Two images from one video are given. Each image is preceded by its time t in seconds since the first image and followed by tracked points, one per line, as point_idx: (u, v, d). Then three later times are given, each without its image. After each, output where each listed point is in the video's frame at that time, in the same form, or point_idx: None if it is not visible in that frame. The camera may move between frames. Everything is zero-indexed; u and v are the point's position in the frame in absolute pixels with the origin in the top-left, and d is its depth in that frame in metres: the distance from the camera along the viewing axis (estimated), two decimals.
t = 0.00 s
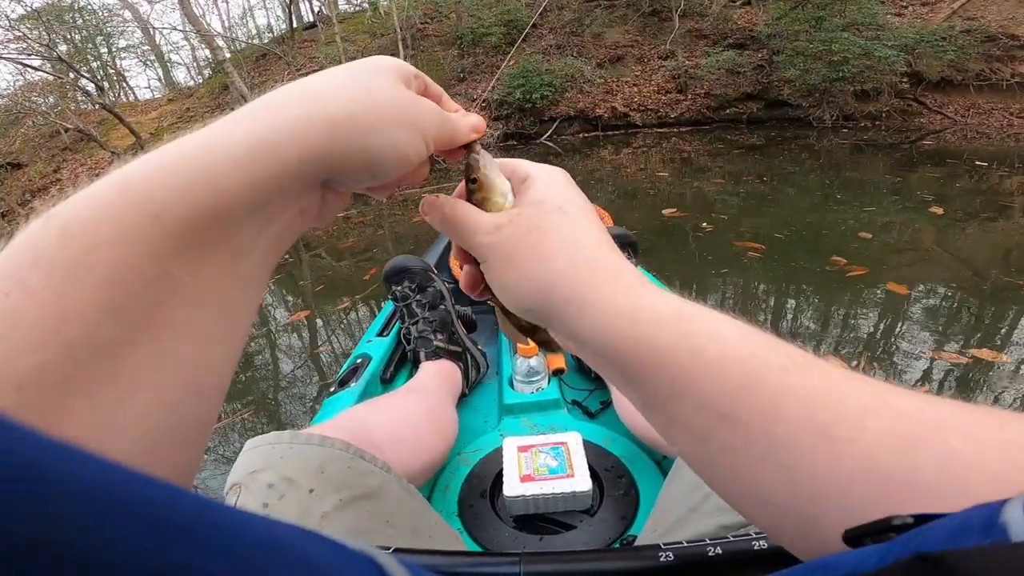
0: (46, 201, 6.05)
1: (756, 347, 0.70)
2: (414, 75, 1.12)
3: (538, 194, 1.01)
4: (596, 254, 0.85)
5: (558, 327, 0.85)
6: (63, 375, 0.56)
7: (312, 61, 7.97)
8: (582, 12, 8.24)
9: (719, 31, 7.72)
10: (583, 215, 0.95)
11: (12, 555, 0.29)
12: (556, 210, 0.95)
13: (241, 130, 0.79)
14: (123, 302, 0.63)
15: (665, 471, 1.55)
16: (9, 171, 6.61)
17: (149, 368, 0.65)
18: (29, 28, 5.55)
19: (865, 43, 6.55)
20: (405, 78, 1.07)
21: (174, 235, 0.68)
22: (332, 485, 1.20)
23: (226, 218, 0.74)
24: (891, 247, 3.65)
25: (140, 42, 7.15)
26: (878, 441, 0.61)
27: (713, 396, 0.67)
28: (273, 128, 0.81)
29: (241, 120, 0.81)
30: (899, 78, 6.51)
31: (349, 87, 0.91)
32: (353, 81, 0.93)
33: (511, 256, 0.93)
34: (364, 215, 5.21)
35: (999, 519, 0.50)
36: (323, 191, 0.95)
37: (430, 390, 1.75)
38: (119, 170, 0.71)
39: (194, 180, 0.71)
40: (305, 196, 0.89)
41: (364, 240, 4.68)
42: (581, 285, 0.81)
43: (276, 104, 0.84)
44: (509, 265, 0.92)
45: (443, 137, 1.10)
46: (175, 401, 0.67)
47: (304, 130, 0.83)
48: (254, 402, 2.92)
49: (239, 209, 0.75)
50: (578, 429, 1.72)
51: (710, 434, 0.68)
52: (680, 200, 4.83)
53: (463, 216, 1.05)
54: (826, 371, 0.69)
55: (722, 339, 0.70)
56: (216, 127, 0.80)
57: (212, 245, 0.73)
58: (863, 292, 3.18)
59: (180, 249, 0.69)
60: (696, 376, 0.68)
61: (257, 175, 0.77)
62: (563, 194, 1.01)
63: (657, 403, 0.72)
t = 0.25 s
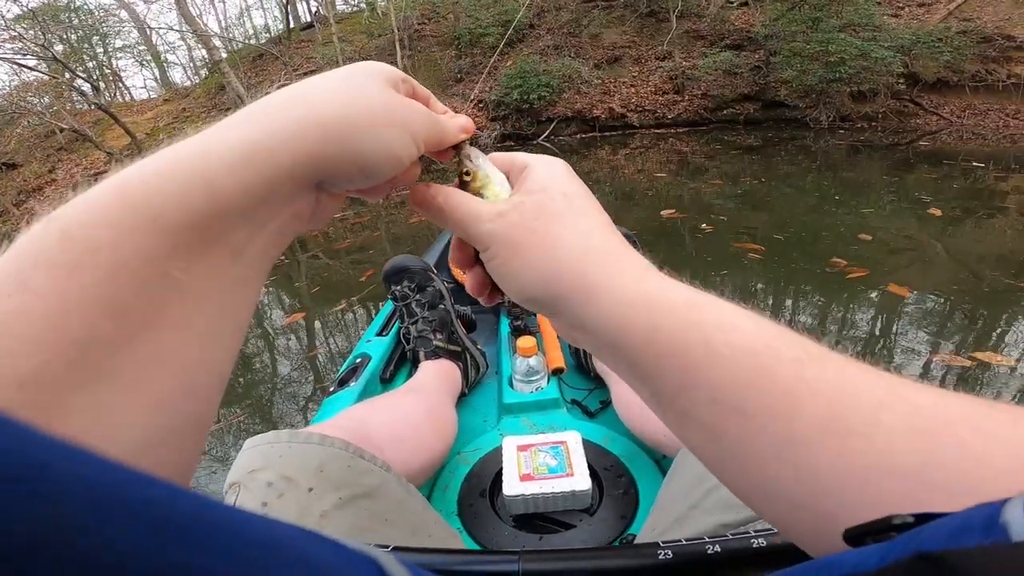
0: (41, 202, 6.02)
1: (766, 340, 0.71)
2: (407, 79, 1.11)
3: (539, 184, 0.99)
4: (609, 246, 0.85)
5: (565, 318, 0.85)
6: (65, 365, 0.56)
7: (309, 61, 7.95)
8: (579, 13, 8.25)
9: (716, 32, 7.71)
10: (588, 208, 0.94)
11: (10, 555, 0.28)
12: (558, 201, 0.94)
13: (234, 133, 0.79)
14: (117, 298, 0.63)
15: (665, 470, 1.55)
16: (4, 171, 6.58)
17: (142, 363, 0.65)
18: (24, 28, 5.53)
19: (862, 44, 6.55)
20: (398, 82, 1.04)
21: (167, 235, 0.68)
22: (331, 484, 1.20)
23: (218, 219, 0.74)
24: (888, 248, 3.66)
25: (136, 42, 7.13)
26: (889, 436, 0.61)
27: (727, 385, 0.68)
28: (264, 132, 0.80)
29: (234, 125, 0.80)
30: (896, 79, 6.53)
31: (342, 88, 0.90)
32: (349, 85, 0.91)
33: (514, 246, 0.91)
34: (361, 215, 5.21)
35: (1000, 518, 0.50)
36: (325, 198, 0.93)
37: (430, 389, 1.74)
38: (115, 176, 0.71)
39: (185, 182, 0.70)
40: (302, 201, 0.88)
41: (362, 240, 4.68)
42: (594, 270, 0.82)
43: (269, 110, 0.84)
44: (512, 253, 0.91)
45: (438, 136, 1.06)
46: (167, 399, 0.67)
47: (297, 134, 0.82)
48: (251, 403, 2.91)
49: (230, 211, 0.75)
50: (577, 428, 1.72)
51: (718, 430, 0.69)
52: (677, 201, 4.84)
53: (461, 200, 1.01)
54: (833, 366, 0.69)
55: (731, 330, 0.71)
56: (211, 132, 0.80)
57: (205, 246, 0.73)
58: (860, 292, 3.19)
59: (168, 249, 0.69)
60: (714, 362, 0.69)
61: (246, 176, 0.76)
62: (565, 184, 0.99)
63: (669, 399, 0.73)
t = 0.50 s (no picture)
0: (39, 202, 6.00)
1: (790, 337, 0.74)
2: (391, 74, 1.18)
3: (561, 178, 1.00)
4: (639, 250, 0.89)
5: (589, 322, 0.89)
6: (46, 361, 0.59)
7: (308, 61, 7.94)
8: (579, 14, 8.25)
9: (716, 33, 7.70)
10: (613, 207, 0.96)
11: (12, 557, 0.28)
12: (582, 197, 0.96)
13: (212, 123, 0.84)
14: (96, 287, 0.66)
15: (666, 470, 1.55)
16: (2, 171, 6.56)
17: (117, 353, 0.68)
18: (24, 27, 5.52)
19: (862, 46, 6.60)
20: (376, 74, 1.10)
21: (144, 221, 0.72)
22: (332, 483, 1.19)
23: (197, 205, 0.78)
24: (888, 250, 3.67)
25: (135, 42, 7.12)
26: (912, 436, 0.62)
27: (753, 385, 0.70)
28: (241, 120, 0.86)
29: (210, 114, 0.86)
30: (895, 81, 6.54)
31: (316, 78, 0.96)
32: (323, 74, 0.97)
33: (543, 244, 0.93)
34: (360, 216, 5.20)
35: (1000, 519, 0.50)
36: (304, 180, 1.00)
37: (430, 389, 1.74)
38: (92, 166, 0.76)
39: (163, 168, 0.75)
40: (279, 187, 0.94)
41: (361, 241, 4.67)
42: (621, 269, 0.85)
43: (247, 102, 0.89)
44: (539, 252, 0.93)
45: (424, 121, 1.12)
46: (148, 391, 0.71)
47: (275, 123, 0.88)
48: (250, 403, 2.90)
49: (207, 199, 0.79)
50: (578, 428, 1.71)
51: (743, 430, 0.71)
52: (677, 203, 4.84)
53: (488, 199, 1.02)
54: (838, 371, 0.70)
55: (760, 331, 0.74)
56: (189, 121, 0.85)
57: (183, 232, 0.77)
58: (860, 294, 3.19)
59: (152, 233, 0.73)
60: (740, 361, 0.72)
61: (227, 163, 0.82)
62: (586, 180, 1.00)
63: (690, 401, 0.76)
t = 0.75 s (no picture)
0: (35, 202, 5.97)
1: (835, 338, 0.76)
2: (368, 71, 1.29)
3: (591, 167, 1.03)
4: (672, 242, 0.91)
5: (625, 319, 0.93)
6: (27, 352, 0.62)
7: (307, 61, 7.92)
8: (578, 15, 8.25)
9: (714, 34, 7.70)
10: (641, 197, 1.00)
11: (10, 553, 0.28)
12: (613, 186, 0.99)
13: (177, 119, 0.96)
14: (64, 279, 0.70)
15: (667, 470, 1.55)
16: None
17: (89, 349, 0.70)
18: (21, 27, 5.50)
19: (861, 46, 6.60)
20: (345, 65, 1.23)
21: (116, 201, 0.81)
22: (333, 483, 1.19)
23: (169, 185, 0.88)
24: (887, 251, 3.67)
25: (133, 42, 7.10)
26: (942, 433, 0.63)
27: (786, 381, 0.71)
28: (201, 114, 0.98)
29: (175, 114, 0.98)
30: (894, 81, 6.54)
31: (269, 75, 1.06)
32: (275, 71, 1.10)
33: (579, 238, 0.95)
34: (358, 217, 5.19)
35: (1004, 518, 0.50)
36: (272, 165, 1.14)
37: (430, 389, 1.74)
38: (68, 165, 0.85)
39: (132, 157, 0.86)
40: (248, 176, 1.06)
41: (359, 242, 4.65)
42: (659, 261, 0.87)
43: (207, 99, 1.02)
44: (576, 246, 0.95)
45: (395, 102, 1.22)
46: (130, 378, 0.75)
47: (233, 110, 1.01)
48: (247, 405, 2.89)
49: (176, 179, 0.89)
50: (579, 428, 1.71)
51: (779, 428, 0.72)
52: (675, 204, 4.83)
53: (516, 184, 1.08)
54: (851, 371, 0.70)
55: (799, 328, 0.75)
56: (158, 122, 0.96)
57: (157, 211, 0.86)
58: (859, 295, 3.19)
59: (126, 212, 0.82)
60: (775, 357, 0.73)
61: (192, 147, 0.93)
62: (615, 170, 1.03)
63: (713, 398, 0.78)
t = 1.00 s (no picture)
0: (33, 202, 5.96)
1: (858, 328, 0.76)
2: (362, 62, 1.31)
3: (605, 150, 1.05)
4: (690, 229, 0.94)
5: (645, 303, 0.94)
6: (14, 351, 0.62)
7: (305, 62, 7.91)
8: (576, 16, 8.26)
9: (713, 35, 7.72)
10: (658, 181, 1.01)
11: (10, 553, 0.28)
12: (627, 169, 1.01)
13: (171, 114, 0.96)
14: (52, 279, 0.70)
15: (668, 470, 1.55)
16: None
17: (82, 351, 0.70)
18: (20, 28, 5.49)
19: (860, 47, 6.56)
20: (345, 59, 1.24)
21: (109, 197, 0.81)
22: (333, 483, 1.19)
23: (164, 182, 0.88)
24: (885, 252, 3.67)
25: (132, 42, 7.09)
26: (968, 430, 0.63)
27: (805, 371, 0.73)
28: (196, 108, 0.98)
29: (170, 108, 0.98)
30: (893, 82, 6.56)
31: (257, 73, 1.07)
32: (272, 66, 1.10)
33: (599, 219, 0.96)
34: (356, 218, 5.19)
35: (1008, 519, 0.50)
36: (267, 165, 1.14)
37: (431, 390, 1.74)
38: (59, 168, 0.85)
39: (126, 152, 0.86)
40: (243, 175, 1.06)
41: (357, 243, 4.65)
42: (687, 258, 0.88)
43: (203, 94, 1.02)
44: (594, 230, 0.97)
45: (394, 96, 1.27)
46: (122, 383, 0.74)
47: (230, 105, 1.01)
48: (245, 406, 2.89)
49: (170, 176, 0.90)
50: (580, 429, 1.71)
51: (793, 419, 0.74)
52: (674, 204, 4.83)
53: (528, 169, 1.09)
54: (864, 365, 0.71)
55: (821, 316, 0.77)
56: (153, 117, 0.96)
57: (152, 209, 0.86)
58: (859, 296, 3.19)
59: (120, 208, 0.82)
60: (801, 344, 0.75)
61: (186, 142, 0.93)
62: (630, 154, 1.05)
63: (737, 387, 0.80)
